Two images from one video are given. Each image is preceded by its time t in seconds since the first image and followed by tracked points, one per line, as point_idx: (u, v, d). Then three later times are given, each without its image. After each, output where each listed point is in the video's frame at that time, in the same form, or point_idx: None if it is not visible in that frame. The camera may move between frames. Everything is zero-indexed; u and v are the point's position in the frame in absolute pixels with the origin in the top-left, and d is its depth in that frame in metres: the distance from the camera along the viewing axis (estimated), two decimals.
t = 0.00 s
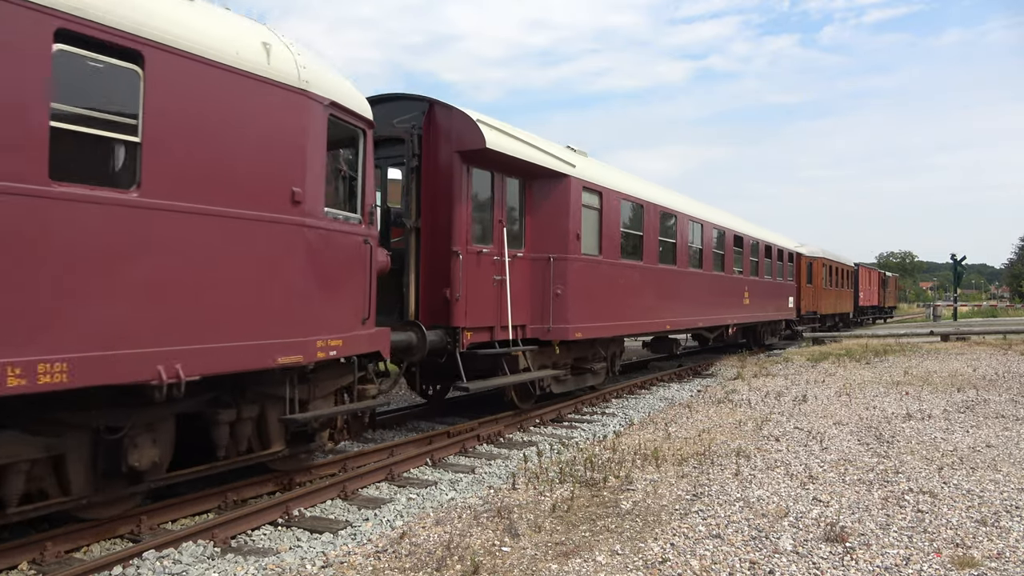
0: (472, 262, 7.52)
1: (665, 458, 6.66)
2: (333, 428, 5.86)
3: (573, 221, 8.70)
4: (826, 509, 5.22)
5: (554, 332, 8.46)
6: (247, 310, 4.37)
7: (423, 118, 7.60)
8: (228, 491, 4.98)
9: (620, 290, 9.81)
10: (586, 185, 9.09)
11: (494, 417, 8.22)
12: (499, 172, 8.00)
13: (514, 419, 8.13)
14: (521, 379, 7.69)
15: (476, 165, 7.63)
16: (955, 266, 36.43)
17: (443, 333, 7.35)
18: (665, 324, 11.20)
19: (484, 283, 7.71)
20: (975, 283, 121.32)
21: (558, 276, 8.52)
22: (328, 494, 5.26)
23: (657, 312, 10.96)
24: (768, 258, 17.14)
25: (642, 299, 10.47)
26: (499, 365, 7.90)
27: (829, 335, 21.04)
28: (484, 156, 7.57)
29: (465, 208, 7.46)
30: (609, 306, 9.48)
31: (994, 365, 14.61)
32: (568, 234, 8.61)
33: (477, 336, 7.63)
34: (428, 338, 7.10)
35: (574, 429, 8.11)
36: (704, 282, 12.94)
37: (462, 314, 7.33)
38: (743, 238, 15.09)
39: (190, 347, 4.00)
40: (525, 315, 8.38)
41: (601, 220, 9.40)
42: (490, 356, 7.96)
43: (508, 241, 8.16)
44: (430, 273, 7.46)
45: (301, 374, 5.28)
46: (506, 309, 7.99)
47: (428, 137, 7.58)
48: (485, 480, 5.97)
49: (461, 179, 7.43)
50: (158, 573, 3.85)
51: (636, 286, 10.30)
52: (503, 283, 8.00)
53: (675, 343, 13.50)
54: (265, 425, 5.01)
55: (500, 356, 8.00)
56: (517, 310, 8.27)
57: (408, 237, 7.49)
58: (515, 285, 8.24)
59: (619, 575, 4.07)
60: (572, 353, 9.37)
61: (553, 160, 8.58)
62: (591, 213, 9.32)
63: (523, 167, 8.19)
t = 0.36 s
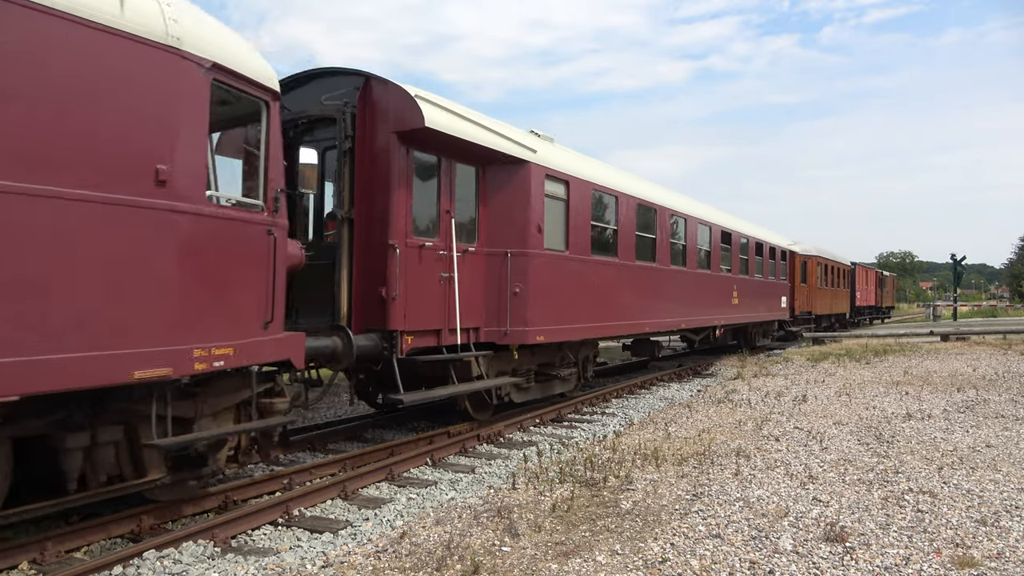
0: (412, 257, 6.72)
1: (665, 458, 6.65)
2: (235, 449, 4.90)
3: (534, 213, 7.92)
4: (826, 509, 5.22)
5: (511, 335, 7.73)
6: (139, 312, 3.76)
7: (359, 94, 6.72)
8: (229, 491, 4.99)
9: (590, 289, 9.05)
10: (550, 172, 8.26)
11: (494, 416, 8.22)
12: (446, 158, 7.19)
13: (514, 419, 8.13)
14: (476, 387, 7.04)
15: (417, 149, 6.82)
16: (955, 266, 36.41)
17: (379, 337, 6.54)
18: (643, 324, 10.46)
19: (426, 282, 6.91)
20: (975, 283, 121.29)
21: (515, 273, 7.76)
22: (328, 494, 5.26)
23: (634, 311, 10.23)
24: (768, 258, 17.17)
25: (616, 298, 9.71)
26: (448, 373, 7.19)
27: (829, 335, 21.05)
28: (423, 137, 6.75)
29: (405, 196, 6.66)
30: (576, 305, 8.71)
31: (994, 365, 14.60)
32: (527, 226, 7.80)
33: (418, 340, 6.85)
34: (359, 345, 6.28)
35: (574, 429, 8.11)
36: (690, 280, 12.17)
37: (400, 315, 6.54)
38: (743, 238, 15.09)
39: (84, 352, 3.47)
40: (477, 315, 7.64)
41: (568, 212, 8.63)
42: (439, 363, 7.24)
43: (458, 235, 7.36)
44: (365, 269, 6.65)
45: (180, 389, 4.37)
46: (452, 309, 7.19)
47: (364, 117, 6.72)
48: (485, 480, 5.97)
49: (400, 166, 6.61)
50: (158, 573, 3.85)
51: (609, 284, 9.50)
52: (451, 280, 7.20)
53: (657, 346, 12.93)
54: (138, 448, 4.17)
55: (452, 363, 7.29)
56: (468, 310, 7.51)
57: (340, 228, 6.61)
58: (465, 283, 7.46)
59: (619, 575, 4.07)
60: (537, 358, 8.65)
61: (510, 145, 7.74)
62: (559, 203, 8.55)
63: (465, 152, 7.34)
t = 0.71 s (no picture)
0: (323, 250, 5.62)
1: (665, 458, 6.66)
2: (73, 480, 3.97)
3: (480, 199, 6.87)
4: (826, 509, 5.22)
5: (449, 339, 6.67)
6: None
7: (263, 57, 5.59)
8: (229, 491, 4.99)
9: (547, 286, 8.02)
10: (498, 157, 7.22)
11: (494, 416, 8.22)
12: (369, 133, 6.07)
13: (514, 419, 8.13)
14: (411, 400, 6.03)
15: (332, 123, 5.73)
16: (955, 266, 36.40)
17: (281, 344, 5.47)
18: (614, 327, 9.46)
19: (342, 279, 5.80)
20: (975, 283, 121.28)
21: (456, 267, 6.72)
22: (329, 494, 5.26)
23: (605, 311, 9.26)
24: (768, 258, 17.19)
25: (581, 298, 8.69)
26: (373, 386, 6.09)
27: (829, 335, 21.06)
28: (345, 108, 5.64)
29: (316, 178, 5.57)
30: (532, 305, 7.72)
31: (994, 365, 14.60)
32: (473, 215, 6.76)
33: (334, 348, 5.78)
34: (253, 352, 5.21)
35: (574, 429, 8.11)
36: (667, 281, 11.27)
37: (307, 319, 5.47)
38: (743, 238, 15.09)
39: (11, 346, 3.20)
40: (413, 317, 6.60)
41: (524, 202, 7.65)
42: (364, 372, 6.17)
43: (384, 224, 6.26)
44: (269, 264, 5.57)
45: None
46: (375, 310, 6.10)
47: (267, 84, 5.58)
48: (485, 480, 5.98)
49: (308, 144, 5.51)
50: (158, 573, 3.85)
51: (571, 281, 8.47)
52: (376, 276, 6.12)
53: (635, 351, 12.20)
54: None
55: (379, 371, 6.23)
56: (400, 310, 6.44)
57: (239, 215, 5.57)
58: (394, 278, 6.36)
59: (619, 574, 4.08)
60: (489, 365, 7.63)
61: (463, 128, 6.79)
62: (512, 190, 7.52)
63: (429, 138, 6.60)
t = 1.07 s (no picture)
0: (198, 241, 4.62)
1: (665, 458, 6.66)
2: None
3: (411, 182, 5.91)
4: (826, 509, 5.22)
5: (368, 346, 5.68)
6: None
7: (125, 7, 4.63)
8: (229, 491, 4.99)
9: (495, 284, 7.05)
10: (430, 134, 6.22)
11: (494, 416, 8.22)
12: (262, 102, 5.05)
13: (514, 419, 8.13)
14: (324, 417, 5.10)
15: (211, 89, 4.73)
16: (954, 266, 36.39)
17: (143, 353, 4.49)
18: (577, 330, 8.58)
19: (222, 274, 4.75)
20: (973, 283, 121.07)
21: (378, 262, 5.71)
22: (329, 494, 5.26)
23: (565, 313, 8.33)
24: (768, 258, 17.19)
25: (538, 297, 7.76)
26: (266, 400, 5.09)
27: (829, 335, 21.03)
28: (289, 84, 5.06)
29: (187, 150, 4.58)
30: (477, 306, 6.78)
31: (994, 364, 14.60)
32: (396, 198, 5.75)
33: (214, 356, 4.77)
34: (97, 364, 4.21)
35: (574, 429, 8.11)
36: (645, 278, 10.42)
37: (175, 323, 4.48)
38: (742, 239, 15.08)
39: None
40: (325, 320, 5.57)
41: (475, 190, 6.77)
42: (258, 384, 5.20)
43: (289, 210, 5.27)
44: (129, 258, 4.58)
45: None
46: (268, 312, 5.06)
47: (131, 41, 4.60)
48: (485, 480, 5.97)
49: (176, 112, 4.52)
50: (158, 573, 3.85)
51: (525, 279, 7.53)
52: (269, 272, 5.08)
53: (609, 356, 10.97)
54: None
55: (280, 381, 5.28)
56: (306, 312, 5.40)
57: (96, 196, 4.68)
58: (299, 274, 5.33)
59: (619, 575, 4.07)
60: (426, 373, 6.73)
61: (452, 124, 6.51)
62: (452, 174, 6.55)
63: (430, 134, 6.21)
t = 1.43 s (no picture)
0: (9, 224, 3.62)
1: (665, 458, 6.66)
2: None
3: (315, 160, 4.96)
4: (825, 509, 5.22)
5: (257, 356, 4.68)
6: None
7: None
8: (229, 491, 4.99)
9: (427, 283, 6.04)
10: (342, 106, 5.24)
11: (494, 416, 8.22)
12: (109, 56, 4.08)
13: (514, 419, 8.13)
14: (211, 439, 4.28)
15: (31, 36, 3.75)
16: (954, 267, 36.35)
17: None
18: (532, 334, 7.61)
19: (54, 266, 3.78)
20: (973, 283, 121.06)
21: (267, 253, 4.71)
22: (329, 494, 5.26)
23: (519, 314, 7.38)
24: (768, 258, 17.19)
25: (484, 299, 6.81)
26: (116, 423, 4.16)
27: (829, 335, 21.01)
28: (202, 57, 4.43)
29: None
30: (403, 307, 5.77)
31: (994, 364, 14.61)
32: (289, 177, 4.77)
33: (43, 372, 3.80)
34: None
35: (574, 429, 8.12)
36: (618, 278, 9.53)
37: None
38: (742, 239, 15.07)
39: None
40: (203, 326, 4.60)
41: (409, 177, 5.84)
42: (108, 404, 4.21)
43: (144, 191, 4.27)
44: None
45: None
46: (115, 316, 4.05)
47: None
48: (485, 480, 5.98)
49: None
50: (159, 572, 3.86)
51: (466, 278, 6.55)
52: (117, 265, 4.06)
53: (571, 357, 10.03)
54: None
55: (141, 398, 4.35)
56: (176, 312, 4.42)
57: None
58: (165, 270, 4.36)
59: (618, 575, 4.07)
60: (344, 388, 5.75)
61: (449, 120, 6.42)
62: (369, 153, 5.53)
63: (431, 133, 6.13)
